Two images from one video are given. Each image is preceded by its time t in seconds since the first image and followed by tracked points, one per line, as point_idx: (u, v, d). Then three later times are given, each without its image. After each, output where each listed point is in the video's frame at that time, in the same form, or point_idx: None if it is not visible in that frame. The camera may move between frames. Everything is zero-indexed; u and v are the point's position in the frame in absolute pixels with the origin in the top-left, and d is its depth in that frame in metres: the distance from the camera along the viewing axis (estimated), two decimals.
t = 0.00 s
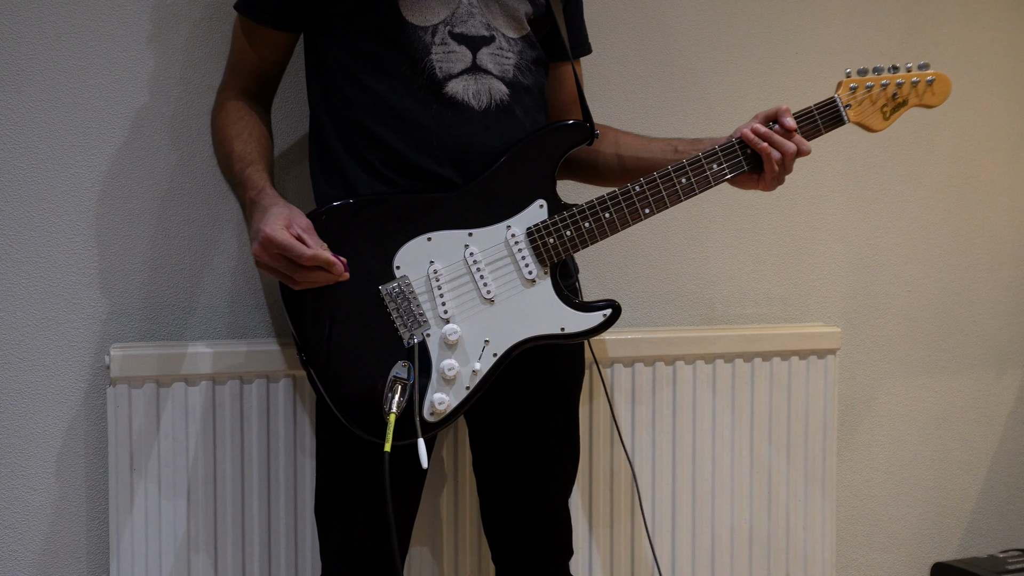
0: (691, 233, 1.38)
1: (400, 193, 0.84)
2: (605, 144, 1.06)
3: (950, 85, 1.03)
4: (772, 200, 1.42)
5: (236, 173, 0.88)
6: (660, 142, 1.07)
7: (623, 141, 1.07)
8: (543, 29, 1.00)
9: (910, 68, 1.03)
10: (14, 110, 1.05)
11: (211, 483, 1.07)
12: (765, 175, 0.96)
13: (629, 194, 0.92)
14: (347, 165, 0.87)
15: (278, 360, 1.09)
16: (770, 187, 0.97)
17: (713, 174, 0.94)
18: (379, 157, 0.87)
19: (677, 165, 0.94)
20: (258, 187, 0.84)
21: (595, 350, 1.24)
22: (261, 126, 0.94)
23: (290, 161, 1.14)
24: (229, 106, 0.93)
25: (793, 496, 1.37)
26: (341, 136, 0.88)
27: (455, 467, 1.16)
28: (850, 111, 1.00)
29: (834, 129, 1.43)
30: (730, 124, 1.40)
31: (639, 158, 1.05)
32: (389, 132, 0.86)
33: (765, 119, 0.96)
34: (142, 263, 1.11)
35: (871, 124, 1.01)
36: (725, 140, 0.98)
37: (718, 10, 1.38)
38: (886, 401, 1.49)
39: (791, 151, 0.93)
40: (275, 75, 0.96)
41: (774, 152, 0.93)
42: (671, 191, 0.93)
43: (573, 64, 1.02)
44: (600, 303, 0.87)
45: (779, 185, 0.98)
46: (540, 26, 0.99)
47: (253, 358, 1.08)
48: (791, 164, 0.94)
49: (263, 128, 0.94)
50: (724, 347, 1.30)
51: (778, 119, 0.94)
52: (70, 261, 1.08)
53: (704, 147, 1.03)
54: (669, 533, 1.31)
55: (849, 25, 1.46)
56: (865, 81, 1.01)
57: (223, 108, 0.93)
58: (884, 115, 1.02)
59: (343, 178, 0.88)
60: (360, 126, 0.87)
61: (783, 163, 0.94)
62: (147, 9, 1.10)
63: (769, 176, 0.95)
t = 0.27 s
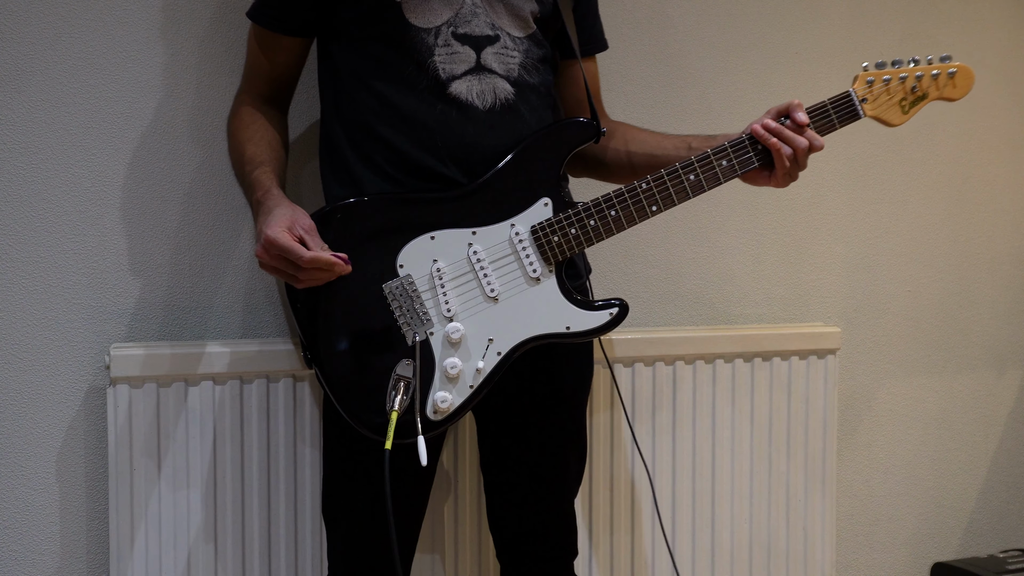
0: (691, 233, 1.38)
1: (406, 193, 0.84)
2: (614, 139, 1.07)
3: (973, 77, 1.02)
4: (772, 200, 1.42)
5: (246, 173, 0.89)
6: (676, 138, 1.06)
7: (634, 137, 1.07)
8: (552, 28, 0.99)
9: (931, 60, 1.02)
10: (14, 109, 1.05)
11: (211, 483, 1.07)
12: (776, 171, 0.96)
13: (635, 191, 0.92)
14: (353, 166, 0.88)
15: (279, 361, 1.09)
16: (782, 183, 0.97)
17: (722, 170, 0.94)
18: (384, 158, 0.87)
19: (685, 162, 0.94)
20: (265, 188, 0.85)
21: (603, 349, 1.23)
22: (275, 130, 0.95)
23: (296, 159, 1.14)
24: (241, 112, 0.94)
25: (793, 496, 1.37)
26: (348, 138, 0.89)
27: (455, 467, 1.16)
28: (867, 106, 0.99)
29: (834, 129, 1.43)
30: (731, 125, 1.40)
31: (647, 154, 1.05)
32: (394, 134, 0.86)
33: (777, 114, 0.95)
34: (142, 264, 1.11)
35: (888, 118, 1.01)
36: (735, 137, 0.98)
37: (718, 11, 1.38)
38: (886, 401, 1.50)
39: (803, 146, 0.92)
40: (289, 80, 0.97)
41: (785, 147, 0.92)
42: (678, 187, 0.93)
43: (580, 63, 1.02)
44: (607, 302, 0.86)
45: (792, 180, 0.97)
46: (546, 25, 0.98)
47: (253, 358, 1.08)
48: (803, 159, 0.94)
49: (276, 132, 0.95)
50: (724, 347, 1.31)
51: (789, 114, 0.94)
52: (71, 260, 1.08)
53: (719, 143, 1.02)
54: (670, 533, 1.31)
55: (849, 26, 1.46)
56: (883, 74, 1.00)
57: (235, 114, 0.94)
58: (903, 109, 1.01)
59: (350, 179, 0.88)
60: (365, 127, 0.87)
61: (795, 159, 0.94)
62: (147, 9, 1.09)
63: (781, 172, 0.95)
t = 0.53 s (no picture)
0: (691, 233, 1.38)
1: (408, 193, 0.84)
2: (621, 135, 1.07)
3: (994, 67, 0.99)
4: (772, 200, 1.42)
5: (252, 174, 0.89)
6: (687, 136, 1.05)
7: (641, 134, 1.06)
8: (561, 27, 0.98)
9: (949, 51, 1.00)
10: (14, 109, 1.05)
11: (211, 483, 1.07)
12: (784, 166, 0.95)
13: (637, 188, 0.92)
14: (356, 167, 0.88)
15: (279, 360, 1.09)
16: (792, 178, 0.96)
17: (727, 166, 0.94)
18: (386, 158, 0.87)
19: (689, 158, 0.94)
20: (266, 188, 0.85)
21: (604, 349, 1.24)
22: (283, 132, 0.95)
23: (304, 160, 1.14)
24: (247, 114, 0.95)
25: (793, 497, 1.37)
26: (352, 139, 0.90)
27: (455, 467, 1.16)
28: (880, 98, 0.98)
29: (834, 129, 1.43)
30: (731, 124, 1.40)
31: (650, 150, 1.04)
32: (396, 134, 0.87)
33: (785, 108, 0.95)
34: (142, 264, 1.11)
35: (905, 110, 0.99)
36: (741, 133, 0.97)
37: (718, 11, 1.38)
38: (886, 402, 1.49)
39: (810, 140, 0.91)
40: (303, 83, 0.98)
41: (791, 142, 0.92)
42: (682, 183, 0.93)
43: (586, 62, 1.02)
44: (608, 299, 0.86)
45: (802, 176, 0.96)
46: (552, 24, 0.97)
47: (252, 358, 1.08)
48: (812, 153, 0.92)
49: (285, 134, 0.95)
50: (724, 347, 1.31)
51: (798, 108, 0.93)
52: (71, 260, 1.08)
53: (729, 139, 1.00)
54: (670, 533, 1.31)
55: (849, 26, 1.46)
56: (897, 66, 0.98)
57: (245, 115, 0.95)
58: (920, 101, 0.99)
59: (353, 179, 0.89)
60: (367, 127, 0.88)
61: (802, 154, 0.93)
62: (147, 9, 1.09)
63: (789, 167, 0.94)
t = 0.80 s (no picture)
0: (691, 233, 1.38)
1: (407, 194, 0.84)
2: (624, 135, 1.07)
3: (1001, 61, 0.99)
4: (772, 199, 1.42)
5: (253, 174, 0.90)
6: (691, 136, 1.04)
7: (644, 133, 1.06)
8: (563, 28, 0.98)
9: (956, 45, 1.00)
10: (13, 110, 1.05)
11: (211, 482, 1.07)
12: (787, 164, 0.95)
13: (637, 188, 0.92)
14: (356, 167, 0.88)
15: (278, 361, 1.09)
16: (795, 176, 0.95)
17: (728, 165, 0.94)
18: (387, 157, 0.87)
19: (689, 158, 0.94)
20: (267, 189, 0.85)
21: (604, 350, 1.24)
22: (286, 133, 0.95)
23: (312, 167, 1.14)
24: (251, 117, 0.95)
25: (793, 496, 1.37)
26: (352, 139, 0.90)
27: (455, 468, 1.16)
28: (884, 94, 0.97)
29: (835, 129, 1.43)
30: (731, 124, 1.40)
31: (652, 150, 1.04)
32: (396, 133, 0.87)
33: (788, 106, 0.95)
34: (142, 264, 1.11)
35: (910, 106, 0.98)
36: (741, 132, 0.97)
37: (718, 11, 1.38)
38: (886, 401, 1.50)
39: (813, 138, 0.91)
40: (304, 85, 0.98)
41: (793, 139, 0.91)
42: (682, 183, 0.93)
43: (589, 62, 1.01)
44: (608, 301, 0.85)
45: (804, 174, 0.96)
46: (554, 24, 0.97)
47: (252, 358, 1.08)
48: (815, 151, 0.92)
49: (287, 135, 0.95)
50: (724, 347, 1.30)
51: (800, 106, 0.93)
52: (71, 261, 1.08)
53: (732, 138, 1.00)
54: (669, 533, 1.31)
55: (849, 26, 1.46)
56: (902, 61, 0.98)
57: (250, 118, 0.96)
58: (925, 97, 0.99)
59: (353, 179, 0.89)
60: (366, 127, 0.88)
61: (805, 151, 0.92)
62: (147, 9, 1.09)
63: (791, 164, 0.94)
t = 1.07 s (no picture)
0: (691, 233, 1.38)
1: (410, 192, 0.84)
2: (623, 137, 1.07)
3: (992, 66, 1.01)
4: (772, 199, 1.42)
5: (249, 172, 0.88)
6: (688, 136, 1.05)
7: (642, 135, 1.06)
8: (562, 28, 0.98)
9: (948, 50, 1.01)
10: (14, 110, 1.05)
11: (211, 482, 1.07)
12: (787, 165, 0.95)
13: (640, 186, 0.92)
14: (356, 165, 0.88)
15: (279, 360, 1.09)
16: (795, 176, 0.96)
17: (729, 165, 0.94)
18: (387, 156, 0.87)
19: (691, 157, 0.94)
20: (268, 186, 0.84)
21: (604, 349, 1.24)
22: (281, 131, 0.94)
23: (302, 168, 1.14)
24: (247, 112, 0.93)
25: (793, 496, 1.37)
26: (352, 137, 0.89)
27: (454, 467, 1.16)
28: (880, 97, 0.98)
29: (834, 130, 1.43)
30: (731, 124, 1.40)
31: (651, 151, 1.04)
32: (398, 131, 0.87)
33: (787, 107, 0.95)
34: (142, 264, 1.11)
35: (905, 109, 0.99)
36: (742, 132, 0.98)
37: (717, 11, 1.39)
38: (886, 401, 1.50)
39: (813, 138, 0.91)
40: (297, 81, 0.97)
41: (793, 140, 0.92)
42: (684, 182, 0.93)
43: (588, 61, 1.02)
44: (611, 298, 0.86)
45: (803, 175, 0.96)
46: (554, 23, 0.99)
47: (252, 357, 1.08)
48: (813, 152, 0.93)
49: (283, 133, 0.94)
50: (724, 347, 1.31)
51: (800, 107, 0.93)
52: (71, 260, 1.08)
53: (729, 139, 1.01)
54: (670, 533, 1.31)
55: (849, 26, 1.47)
56: (897, 65, 0.99)
57: (244, 112, 0.94)
58: (919, 100, 1.00)
59: (353, 177, 0.88)
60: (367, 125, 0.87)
61: (805, 152, 0.93)
62: (147, 9, 1.09)
63: (791, 165, 0.94)
